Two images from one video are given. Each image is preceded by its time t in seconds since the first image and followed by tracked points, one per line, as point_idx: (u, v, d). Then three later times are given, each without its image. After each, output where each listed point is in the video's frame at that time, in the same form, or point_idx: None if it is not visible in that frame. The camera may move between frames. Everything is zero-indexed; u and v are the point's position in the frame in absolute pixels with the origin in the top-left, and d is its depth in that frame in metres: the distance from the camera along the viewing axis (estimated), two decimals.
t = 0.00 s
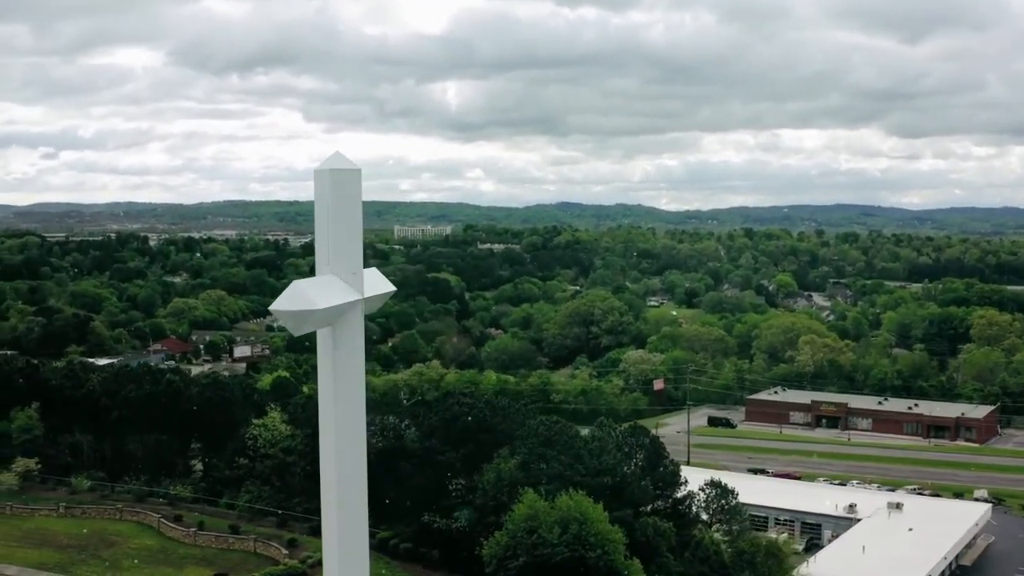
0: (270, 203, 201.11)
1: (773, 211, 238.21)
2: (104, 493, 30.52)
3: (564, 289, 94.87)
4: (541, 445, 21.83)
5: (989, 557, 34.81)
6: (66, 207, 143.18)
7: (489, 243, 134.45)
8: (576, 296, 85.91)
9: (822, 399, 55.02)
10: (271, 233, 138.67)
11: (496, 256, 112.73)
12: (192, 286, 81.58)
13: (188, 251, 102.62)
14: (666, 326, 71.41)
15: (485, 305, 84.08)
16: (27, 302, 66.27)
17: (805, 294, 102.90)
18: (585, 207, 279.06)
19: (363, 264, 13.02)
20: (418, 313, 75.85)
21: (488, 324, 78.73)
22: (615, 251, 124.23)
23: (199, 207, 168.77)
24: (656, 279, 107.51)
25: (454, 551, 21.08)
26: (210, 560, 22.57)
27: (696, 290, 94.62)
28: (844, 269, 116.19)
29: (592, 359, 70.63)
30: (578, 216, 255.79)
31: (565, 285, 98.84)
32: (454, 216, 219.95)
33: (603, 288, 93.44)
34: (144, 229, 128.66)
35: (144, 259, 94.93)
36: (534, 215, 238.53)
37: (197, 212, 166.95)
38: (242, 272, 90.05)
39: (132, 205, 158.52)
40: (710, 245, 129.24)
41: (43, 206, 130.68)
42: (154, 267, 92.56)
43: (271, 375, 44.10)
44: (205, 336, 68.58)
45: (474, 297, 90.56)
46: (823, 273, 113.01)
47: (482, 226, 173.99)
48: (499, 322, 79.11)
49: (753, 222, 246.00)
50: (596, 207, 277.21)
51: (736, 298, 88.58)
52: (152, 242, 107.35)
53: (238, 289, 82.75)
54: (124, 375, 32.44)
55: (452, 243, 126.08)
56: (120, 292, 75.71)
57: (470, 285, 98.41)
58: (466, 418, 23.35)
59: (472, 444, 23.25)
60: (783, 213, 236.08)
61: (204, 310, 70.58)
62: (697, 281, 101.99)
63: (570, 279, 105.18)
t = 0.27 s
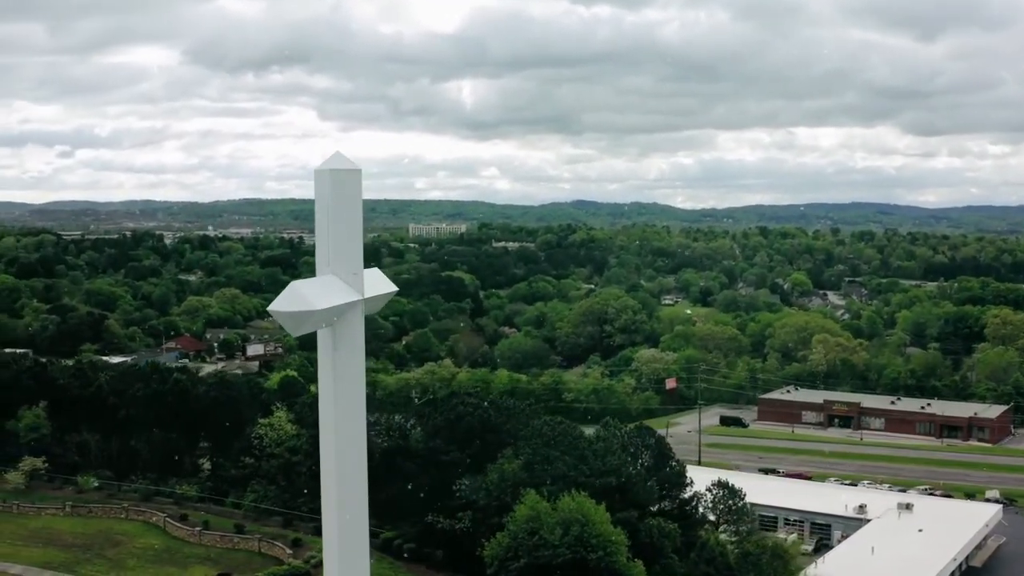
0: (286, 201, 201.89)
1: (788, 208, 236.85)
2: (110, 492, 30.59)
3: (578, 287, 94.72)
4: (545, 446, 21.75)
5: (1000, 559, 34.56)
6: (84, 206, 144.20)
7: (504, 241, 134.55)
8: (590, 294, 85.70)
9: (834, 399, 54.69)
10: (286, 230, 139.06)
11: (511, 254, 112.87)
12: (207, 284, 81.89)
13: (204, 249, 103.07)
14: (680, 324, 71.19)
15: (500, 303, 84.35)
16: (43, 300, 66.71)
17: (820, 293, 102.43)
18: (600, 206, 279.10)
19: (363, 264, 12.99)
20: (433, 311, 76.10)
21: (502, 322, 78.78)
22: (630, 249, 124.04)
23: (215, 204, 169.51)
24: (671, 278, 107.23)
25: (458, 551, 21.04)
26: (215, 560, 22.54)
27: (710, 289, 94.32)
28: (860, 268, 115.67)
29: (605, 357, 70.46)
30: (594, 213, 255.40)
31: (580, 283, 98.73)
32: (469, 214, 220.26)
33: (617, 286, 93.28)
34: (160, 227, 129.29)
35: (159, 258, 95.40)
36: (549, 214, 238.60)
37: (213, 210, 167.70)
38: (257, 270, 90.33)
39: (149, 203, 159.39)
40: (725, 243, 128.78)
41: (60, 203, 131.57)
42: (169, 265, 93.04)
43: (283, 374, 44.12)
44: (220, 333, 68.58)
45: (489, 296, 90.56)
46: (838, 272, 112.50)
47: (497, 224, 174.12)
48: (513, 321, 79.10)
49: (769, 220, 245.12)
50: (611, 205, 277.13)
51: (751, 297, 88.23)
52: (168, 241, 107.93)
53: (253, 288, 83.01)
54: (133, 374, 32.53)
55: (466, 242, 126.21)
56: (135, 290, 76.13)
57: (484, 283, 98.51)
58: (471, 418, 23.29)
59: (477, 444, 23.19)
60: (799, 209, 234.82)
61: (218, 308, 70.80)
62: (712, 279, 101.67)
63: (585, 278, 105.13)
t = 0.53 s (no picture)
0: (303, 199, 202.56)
1: (805, 206, 235.83)
2: (117, 491, 30.69)
3: (593, 286, 94.55)
4: (549, 447, 21.69)
5: (1010, 560, 34.34)
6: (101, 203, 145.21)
7: (519, 239, 134.56)
8: (604, 293, 85.54)
9: (847, 398, 54.38)
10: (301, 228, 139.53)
11: (525, 253, 112.81)
12: (222, 282, 82.20)
13: (219, 247, 103.52)
14: (694, 323, 70.97)
15: (514, 302, 84.47)
16: (58, 298, 67.14)
17: (836, 291, 101.90)
18: (615, 204, 278.65)
19: (364, 265, 12.95)
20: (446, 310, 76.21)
21: (516, 320, 78.78)
22: (645, 247, 123.81)
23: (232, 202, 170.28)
24: (686, 276, 106.94)
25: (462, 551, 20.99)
26: (220, 560, 22.51)
27: (725, 287, 94.00)
28: (875, 267, 115.04)
29: (618, 356, 70.28)
30: (610, 211, 254.83)
31: (595, 282, 98.61)
32: (485, 212, 220.34)
33: (631, 285, 93.09)
34: (176, 225, 129.93)
35: (174, 256, 95.90)
36: (565, 211, 238.51)
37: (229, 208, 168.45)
38: (271, 268, 90.59)
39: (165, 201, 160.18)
40: (740, 242, 128.29)
41: (77, 200, 132.54)
42: (184, 264, 93.51)
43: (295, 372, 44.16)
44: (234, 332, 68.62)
45: (503, 295, 90.53)
46: (853, 270, 111.92)
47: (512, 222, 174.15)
48: (527, 319, 79.07)
49: (785, 218, 244.17)
50: (627, 203, 276.71)
51: (766, 296, 87.89)
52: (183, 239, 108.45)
53: (268, 285, 83.27)
54: (141, 373, 32.66)
55: (480, 241, 126.21)
56: (150, 288, 76.49)
57: (499, 282, 98.56)
58: (475, 418, 23.25)
59: (481, 444, 23.17)
60: (816, 207, 233.79)
61: (232, 306, 71.03)
62: (727, 277, 101.35)
63: (599, 276, 104.99)
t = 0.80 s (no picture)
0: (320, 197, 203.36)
1: (823, 204, 234.75)
2: (125, 490, 30.80)
3: (608, 284, 94.35)
4: (553, 447, 21.58)
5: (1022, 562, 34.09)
6: (119, 201, 146.29)
7: (534, 237, 134.55)
8: (619, 291, 85.37)
9: (860, 398, 54.08)
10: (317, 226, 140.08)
11: (540, 251, 112.73)
12: (237, 280, 82.53)
13: (235, 245, 104.02)
14: (709, 321, 70.74)
15: (528, 300, 84.61)
16: (74, 297, 67.61)
17: (852, 290, 101.38)
18: (631, 202, 278.33)
19: (364, 265, 12.91)
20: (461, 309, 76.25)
21: (531, 319, 78.83)
22: (661, 245, 123.64)
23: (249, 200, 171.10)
24: (701, 275, 106.63)
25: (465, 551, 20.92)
26: (224, 560, 22.49)
27: (740, 286, 93.68)
28: (891, 265, 114.44)
29: (632, 355, 70.16)
30: (626, 210, 254.28)
31: (610, 280, 98.51)
32: (501, 211, 220.50)
33: (646, 283, 92.96)
34: (193, 223, 130.73)
35: (190, 254, 96.49)
36: (581, 210, 238.30)
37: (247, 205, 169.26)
38: (286, 266, 90.92)
39: (183, 200, 161.17)
40: (756, 240, 127.76)
41: (96, 198, 133.53)
42: (200, 262, 94.05)
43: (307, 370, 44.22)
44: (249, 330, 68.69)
45: (518, 293, 90.48)
46: (869, 269, 111.37)
47: (527, 221, 174.08)
48: (541, 318, 79.08)
49: (802, 216, 243.39)
50: (643, 201, 276.30)
51: (781, 294, 87.51)
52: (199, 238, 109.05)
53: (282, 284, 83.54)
54: (149, 372, 32.77)
55: (494, 239, 126.19)
56: (165, 286, 76.92)
57: (513, 281, 98.70)
58: (479, 419, 23.19)
59: (485, 445, 23.12)
60: (834, 205, 232.59)
61: (247, 304, 71.27)
62: (743, 275, 101.03)
63: (614, 274, 104.93)
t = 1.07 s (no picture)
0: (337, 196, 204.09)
1: (839, 203, 233.46)
2: (132, 489, 30.88)
3: (623, 282, 94.17)
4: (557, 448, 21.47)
5: None
6: (136, 199, 147.33)
7: (549, 237, 134.50)
8: (633, 289, 85.18)
9: (874, 397, 53.78)
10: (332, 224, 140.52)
11: (555, 250, 112.64)
12: (252, 278, 82.85)
13: (251, 244, 104.51)
14: (724, 320, 70.50)
15: (543, 299, 84.59)
16: (90, 296, 68.11)
17: (868, 288, 100.75)
18: (646, 201, 277.74)
19: (365, 265, 12.88)
20: (474, 308, 76.29)
21: (545, 317, 78.80)
22: (676, 243, 123.34)
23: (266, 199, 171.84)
24: (716, 274, 106.26)
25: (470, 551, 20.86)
26: (230, 559, 22.48)
27: (756, 284, 93.30)
28: (907, 264, 113.66)
29: (646, 354, 69.93)
30: (642, 209, 253.72)
31: (625, 278, 98.29)
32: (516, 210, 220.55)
33: (661, 282, 92.74)
34: (209, 222, 131.43)
35: (206, 253, 96.97)
36: (597, 208, 237.97)
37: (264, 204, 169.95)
38: (301, 264, 91.17)
39: (200, 199, 162.12)
40: (772, 239, 127.18)
41: (113, 197, 134.54)
42: (215, 260, 94.48)
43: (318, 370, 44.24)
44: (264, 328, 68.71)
45: (532, 293, 90.44)
46: (885, 267, 110.70)
47: (542, 220, 174.03)
48: (555, 316, 79.03)
49: (819, 214, 242.19)
50: (658, 200, 275.64)
51: (797, 293, 87.12)
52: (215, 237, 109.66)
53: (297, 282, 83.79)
54: (157, 371, 32.86)
55: (509, 239, 126.23)
56: (180, 284, 77.36)
57: (528, 279, 99.15)
58: (484, 419, 23.13)
59: (490, 445, 23.06)
60: (850, 204, 231.28)
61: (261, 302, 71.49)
62: (758, 274, 100.62)
63: (629, 273, 104.75)
